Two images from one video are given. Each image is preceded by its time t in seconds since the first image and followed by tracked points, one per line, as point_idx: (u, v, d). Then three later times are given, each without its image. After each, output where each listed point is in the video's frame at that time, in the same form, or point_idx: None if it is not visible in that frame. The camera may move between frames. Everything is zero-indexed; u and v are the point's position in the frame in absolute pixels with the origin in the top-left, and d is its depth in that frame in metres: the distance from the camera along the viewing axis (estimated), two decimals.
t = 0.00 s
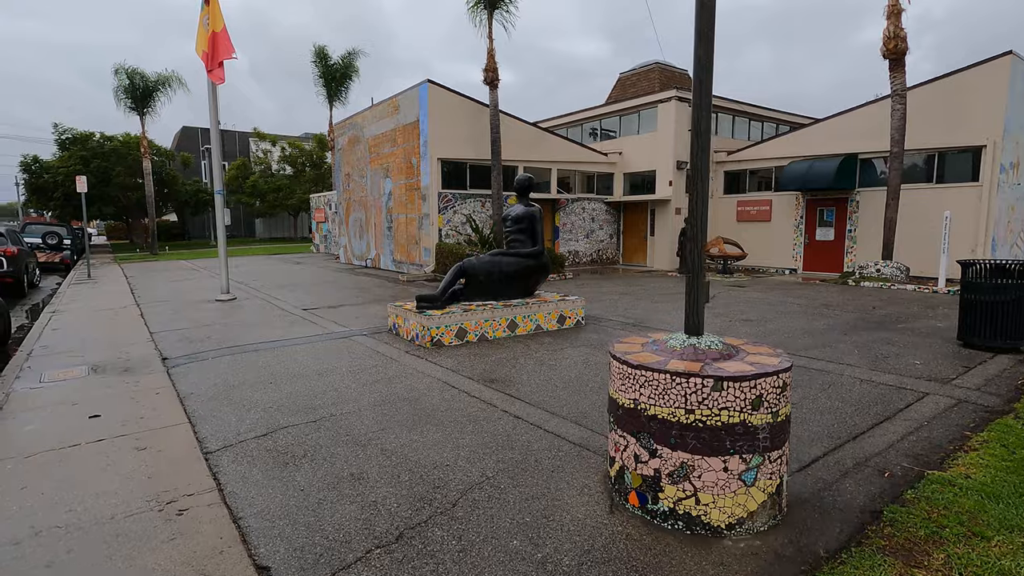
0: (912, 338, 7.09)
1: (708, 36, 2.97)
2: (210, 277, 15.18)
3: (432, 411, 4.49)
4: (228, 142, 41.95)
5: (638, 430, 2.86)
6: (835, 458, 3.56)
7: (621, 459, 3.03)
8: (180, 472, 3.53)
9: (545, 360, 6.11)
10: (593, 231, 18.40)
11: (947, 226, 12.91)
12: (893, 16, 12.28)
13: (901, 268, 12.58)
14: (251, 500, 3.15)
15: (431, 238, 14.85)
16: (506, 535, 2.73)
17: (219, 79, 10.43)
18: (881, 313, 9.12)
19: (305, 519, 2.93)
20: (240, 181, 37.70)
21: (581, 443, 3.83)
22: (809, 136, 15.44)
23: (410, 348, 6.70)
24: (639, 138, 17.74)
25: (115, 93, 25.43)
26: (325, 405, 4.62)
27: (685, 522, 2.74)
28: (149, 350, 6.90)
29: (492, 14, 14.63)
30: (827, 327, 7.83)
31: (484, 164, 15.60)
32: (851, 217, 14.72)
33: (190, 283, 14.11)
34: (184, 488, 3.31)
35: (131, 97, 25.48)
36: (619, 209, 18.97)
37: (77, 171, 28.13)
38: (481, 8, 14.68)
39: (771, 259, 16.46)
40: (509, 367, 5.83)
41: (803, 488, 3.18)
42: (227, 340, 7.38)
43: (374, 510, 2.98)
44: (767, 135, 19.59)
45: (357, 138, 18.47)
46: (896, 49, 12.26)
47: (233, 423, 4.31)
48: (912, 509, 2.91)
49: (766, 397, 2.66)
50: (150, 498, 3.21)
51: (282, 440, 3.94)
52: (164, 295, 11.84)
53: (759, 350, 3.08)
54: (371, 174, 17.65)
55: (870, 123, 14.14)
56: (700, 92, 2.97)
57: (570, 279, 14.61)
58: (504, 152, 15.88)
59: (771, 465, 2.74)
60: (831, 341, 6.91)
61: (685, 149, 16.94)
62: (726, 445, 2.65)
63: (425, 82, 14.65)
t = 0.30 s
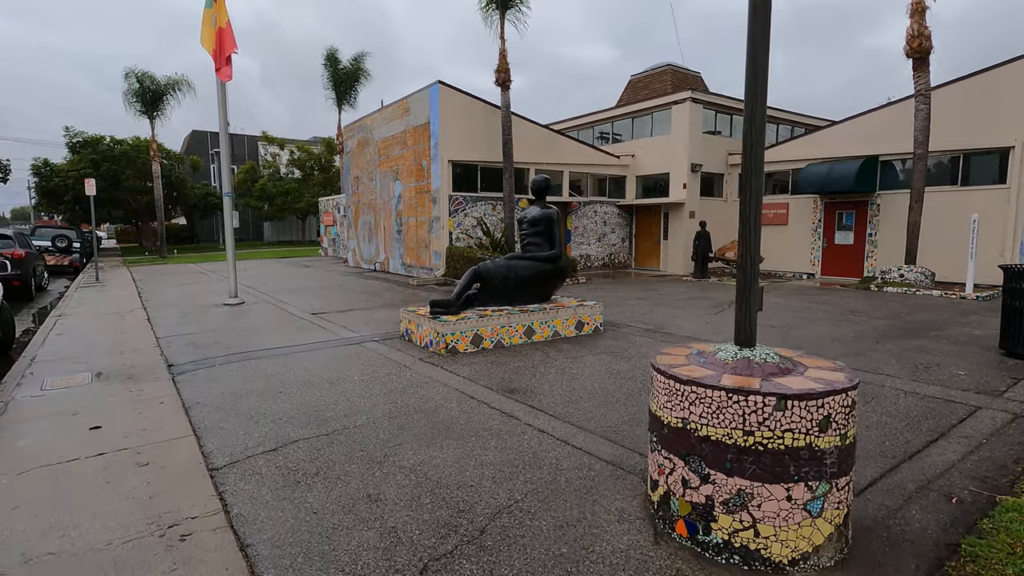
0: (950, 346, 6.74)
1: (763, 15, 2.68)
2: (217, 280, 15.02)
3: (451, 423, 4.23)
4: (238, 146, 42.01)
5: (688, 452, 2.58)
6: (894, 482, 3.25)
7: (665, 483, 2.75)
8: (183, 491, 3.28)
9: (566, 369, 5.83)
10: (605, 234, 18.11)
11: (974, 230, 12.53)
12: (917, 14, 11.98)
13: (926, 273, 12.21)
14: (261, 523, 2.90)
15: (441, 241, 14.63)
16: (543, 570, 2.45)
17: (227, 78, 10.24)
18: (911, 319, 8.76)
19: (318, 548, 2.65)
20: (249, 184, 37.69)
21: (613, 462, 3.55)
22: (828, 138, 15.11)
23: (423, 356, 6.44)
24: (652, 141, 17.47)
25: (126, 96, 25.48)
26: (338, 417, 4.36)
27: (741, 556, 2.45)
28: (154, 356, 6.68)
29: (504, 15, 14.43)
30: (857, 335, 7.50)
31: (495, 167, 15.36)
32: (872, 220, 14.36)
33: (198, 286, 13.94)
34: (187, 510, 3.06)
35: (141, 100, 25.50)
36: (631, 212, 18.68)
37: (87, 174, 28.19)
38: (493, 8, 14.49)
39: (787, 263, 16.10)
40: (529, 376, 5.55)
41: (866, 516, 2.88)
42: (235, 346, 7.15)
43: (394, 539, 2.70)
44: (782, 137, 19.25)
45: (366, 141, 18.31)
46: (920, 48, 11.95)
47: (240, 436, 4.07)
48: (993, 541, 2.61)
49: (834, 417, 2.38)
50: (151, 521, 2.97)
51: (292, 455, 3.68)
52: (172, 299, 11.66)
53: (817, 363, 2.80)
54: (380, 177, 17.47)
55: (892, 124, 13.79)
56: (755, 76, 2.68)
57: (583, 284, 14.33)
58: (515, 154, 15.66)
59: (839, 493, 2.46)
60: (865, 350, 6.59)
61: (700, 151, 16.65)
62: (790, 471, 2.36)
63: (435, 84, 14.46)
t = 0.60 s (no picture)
0: (980, 358, 6.50)
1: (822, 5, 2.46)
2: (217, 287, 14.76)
3: (468, 444, 3.98)
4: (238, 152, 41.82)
5: (744, 486, 2.33)
6: (954, 512, 3.00)
7: (715, 518, 2.49)
8: (183, 521, 3.02)
9: (584, 382, 5.58)
10: (610, 240, 17.89)
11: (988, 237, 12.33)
12: (930, 18, 11.82)
13: (941, 281, 11.98)
14: (268, 560, 2.64)
15: (445, 248, 14.39)
16: None
17: (226, 80, 10.04)
18: (932, 329, 8.53)
19: None
20: (249, 189, 37.47)
21: (647, 489, 3.29)
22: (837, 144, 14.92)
23: (433, 368, 6.19)
24: (658, 146, 17.29)
25: (125, 101, 25.29)
26: (347, 436, 4.12)
27: None
28: (153, 368, 6.41)
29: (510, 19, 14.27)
30: (880, 346, 7.26)
31: (500, 172, 15.15)
32: (882, 227, 14.16)
33: (198, 293, 13.68)
34: (187, 544, 2.80)
35: (141, 105, 25.30)
36: (637, 218, 18.47)
37: (86, 180, 27.95)
38: (499, 12, 14.32)
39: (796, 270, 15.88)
40: (545, 391, 5.30)
41: (932, 552, 2.63)
42: (237, 356, 6.89)
43: None
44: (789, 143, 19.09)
45: (369, 146, 18.11)
46: (933, 52, 11.80)
47: (244, 457, 3.81)
48: None
49: (912, 449, 2.14)
50: (149, 557, 2.71)
51: (300, 481, 3.42)
52: (171, 306, 11.40)
53: (879, 386, 2.56)
54: (383, 183, 17.26)
55: (903, 130, 13.61)
56: (814, 71, 2.46)
57: (590, 291, 14.10)
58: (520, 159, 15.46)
59: (914, 533, 2.21)
60: (892, 362, 6.34)
61: (706, 157, 16.47)
62: (863, 509, 2.12)
63: (440, 88, 14.28)
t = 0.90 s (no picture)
0: (997, 366, 6.33)
1: None
2: (208, 293, 14.43)
3: (477, 462, 3.74)
4: (230, 156, 41.44)
5: (796, 517, 2.10)
6: (1009, 538, 2.79)
7: (760, 550, 2.26)
8: (170, 552, 2.75)
9: (594, 392, 5.35)
10: (608, 245, 17.72)
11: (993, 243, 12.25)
12: (931, 22, 11.77)
13: (944, 286, 11.87)
14: None
15: (442, 253, 14.15)
16: None
17: (215, 78, 9.78)
18: (941, 335, 8.38)
19: None
20: (241, 194, 37.06)
21: (674, 513, 3.06)
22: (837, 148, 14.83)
23: (435, 378, 5.94)
24: (657, 150, 17.16)
25: (115, 104, 24.90)
26: (348, 454, 3.86)
27: None
28: (140, 379, 6.12)
29: (508, 21, 14.11)
30: (893, 353, 7.09)
31: (497, 176, 14.93)
32: (883, 231, 14.07)
33: (188, 299, 13.34)
34: None
35: (131, 107, 24.92)
36: (635, 223, 18.32)
37: (74, 183, 27.49)
38: (497, 14, 14.15)
39: (796, 275, 15.76)
40: (554, 402, 5.06)
41: None
42: (228, 366, 6.60)
43: None
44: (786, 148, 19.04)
45: (364, 150, 17.87)
46: (935, 56, 11.75)
47: (237, 478, 3.54)
48: None
49: (988, 475, 1.91)
50: None
51: (298, 506, 3.15)
52: (160, 313, 11.08)
53: (937, 403, 2.33)
54: (378, 187, 17.02)
55: (903, 134, 13.54)
56: (866, 60, 2.24)
57: (589, 296, 13.90)
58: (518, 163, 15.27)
59: (989, 571, 1.99)
60: (908, 370, 6.17)
61: (705, 161, 16.35)
62: (937, 545, 1.89)
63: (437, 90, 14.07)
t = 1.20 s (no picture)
0: (1004, 374, 6.22)
1: None
2: (191, 298, 13.98)
3: (481, 485, 3.48)
4: (214, 157, 40.71)
5: (855, 561, 1.86)
6: None
7: None
8: None
9: (598, 405, 5.10)
10: (600, 249, 17.54)
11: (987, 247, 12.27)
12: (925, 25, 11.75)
13: (939, 290, 11.82)
14: None
15: (433, 257, 13.86)
16: None
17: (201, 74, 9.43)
18: (943, 341, 8.28)
19: None
20: (226, 196, 36.40)
21: (700, 543, 2.82)
22: (830, 151, 14.79)
23: (431, 390, 5.66)
24: (649, 153, 17.02)
25: (95, 104, 24.25)
26: (340, 478, 3.57)
27: None
28: (117, 392, 5.75)
29: (500, 21, 13.87)
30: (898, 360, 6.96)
31: (489, 178, 14.68)
32: (876, 235, 14.04)
33: (169, 305, 12.89)
34: None
35: (111, 107, 24.29)
36: (627, 226, 18.17)
37: (51, 185, 26.72)
38: (489, 13, 13.91)
39: (789, 279, 15.70)
40: (557, 415, 4.80)
41: None
42: (210, 378, 6.25)
43: None
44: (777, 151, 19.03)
45: (352, 151, 17.53)
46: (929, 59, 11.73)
47: (219, 507, 3.24)
48: None
49: None
50: None
51: (286, 541, 2.86)
52: (140, 320, 10.65)
53: (999, 428, 2.12)
54: (367, 189, 16.68)
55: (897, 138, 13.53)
56: (923, 50, 2.02)
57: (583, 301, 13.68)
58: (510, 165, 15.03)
59: None
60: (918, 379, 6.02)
61: (698, 164, 16.25)
62: None
63: (428, 91, 13.79)
